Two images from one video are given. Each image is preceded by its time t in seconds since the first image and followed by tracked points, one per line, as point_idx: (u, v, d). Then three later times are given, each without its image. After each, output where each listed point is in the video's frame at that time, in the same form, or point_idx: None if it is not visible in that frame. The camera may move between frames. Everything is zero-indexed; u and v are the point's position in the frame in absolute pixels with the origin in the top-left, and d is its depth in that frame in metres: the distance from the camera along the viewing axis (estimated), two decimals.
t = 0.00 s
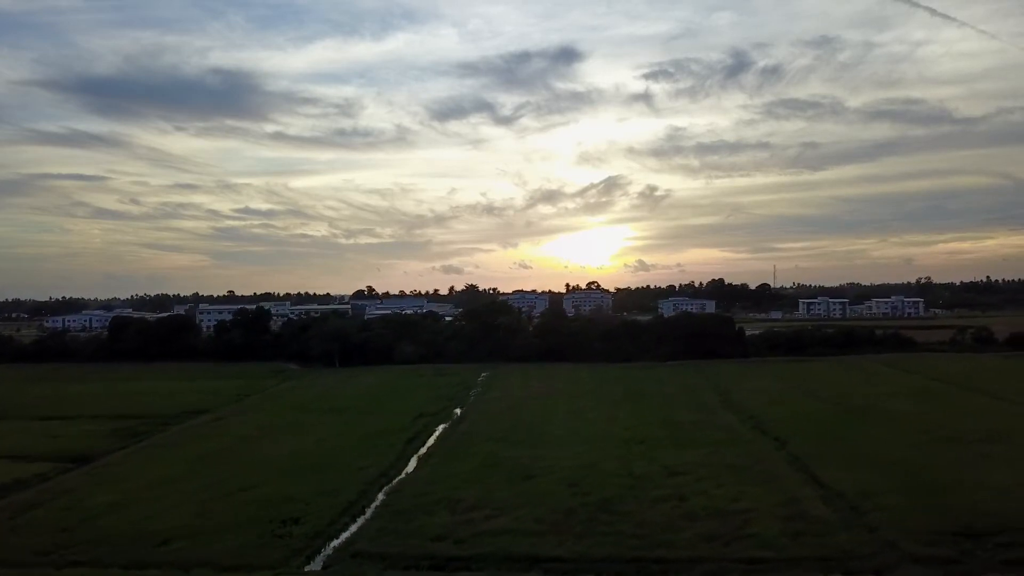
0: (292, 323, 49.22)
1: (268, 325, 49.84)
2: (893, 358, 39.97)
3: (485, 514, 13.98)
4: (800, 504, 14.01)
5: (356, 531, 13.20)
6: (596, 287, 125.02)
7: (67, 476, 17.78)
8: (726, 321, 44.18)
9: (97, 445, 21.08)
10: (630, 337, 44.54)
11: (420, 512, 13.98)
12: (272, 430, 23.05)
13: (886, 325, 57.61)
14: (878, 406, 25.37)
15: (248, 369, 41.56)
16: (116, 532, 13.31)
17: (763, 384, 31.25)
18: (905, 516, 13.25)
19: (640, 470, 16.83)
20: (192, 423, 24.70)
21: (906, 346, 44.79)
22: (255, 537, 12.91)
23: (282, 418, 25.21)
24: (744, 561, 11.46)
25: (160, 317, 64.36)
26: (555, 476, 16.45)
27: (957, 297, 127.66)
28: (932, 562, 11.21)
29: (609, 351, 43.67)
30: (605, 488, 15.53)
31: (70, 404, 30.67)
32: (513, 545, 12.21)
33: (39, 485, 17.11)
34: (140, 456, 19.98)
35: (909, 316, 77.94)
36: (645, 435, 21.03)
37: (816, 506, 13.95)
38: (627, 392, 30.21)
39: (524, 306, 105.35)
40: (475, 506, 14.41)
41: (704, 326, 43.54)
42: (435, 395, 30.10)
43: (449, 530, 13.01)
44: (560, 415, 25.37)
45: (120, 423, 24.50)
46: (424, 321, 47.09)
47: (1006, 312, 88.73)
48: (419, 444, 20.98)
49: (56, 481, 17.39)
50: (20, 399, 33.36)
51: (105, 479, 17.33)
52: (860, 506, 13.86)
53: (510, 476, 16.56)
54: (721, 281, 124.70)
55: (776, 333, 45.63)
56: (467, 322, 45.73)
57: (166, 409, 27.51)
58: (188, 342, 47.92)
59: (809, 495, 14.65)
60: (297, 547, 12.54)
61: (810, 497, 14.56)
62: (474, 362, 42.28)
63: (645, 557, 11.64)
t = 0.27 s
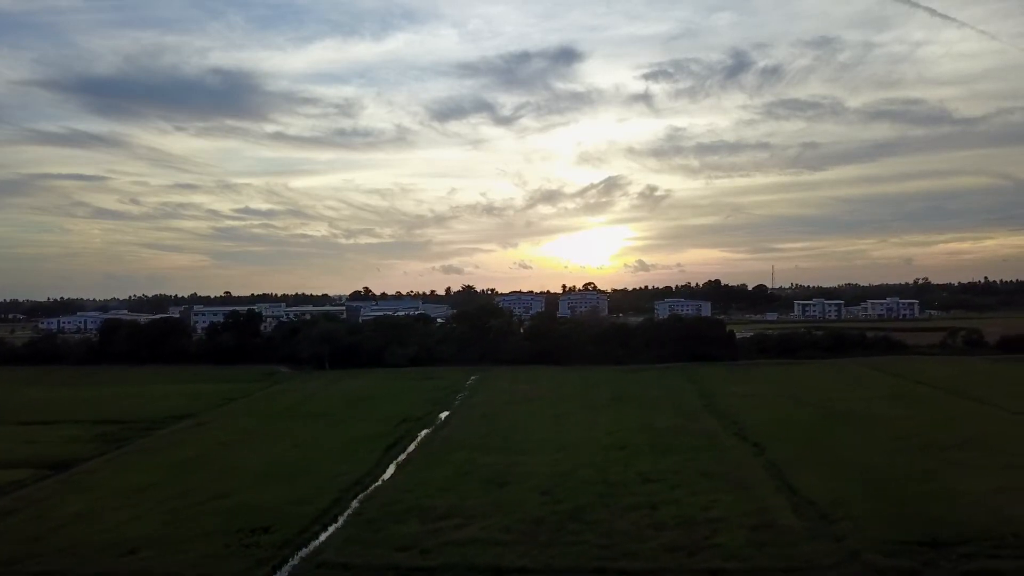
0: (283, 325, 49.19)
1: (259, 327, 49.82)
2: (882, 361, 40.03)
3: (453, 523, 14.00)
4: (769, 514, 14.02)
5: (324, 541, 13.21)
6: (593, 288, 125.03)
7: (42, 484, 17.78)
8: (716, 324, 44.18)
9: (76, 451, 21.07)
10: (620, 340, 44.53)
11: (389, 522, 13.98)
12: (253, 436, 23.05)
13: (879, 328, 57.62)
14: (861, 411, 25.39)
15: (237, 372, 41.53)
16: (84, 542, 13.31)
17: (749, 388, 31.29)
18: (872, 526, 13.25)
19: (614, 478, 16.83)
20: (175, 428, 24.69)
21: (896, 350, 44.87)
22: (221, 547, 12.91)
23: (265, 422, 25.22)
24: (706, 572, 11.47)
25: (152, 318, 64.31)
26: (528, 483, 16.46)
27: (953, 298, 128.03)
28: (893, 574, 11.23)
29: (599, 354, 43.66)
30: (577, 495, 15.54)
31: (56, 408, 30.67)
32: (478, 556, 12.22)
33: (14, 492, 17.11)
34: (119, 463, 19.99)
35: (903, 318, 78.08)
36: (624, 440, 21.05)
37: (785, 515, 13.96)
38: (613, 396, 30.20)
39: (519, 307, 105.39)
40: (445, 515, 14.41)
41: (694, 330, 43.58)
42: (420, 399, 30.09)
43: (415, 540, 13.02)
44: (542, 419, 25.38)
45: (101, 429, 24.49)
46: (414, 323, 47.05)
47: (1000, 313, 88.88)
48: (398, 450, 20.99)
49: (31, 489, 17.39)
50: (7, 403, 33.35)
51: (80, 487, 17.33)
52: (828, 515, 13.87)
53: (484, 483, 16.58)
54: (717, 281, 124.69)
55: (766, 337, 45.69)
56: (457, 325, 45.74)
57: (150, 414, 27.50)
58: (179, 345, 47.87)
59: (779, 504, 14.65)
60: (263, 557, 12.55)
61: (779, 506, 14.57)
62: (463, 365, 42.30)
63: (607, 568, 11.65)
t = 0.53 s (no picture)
0: (273, 328, 49.15)
1: (250, 330, 49.79)
2: (871, 364, 40.00)
3: (420, 532, 14.02)
4: (735, 524, 14.04)
5: (288, 551, 13.23)
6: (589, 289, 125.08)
7: (16, 491, 17.81)
8: (705, 328, 44.19)
9: (53, 458, 21.08)
10: (609, 343, 44.55)
11: (355, 532, 14.00)
12: (233, 442, 23.04)
13: (870, 330, 57.71)
14: (842, 416, 25.38)
15: (226, 375, 41.50)
16: (49, 551, 13.35)
17: (734, 392, 31.29)
18: (838, 536, 13.26)
19: (586, 486, 16.83)
20: (156, 434, 24.71)
21: (885, 353, 44.86)
22: (185, 557, 12.94)
23: (246, 429, 25.21)
24: None
25: (146, 321, 64.28)
26: (499, 492, 16.47)
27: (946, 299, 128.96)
28: None
29: (588, 357, 43.64)
30: (547, 504, 15.54)
31: (40, 413, 30.68)
32: (440, 566, 12.25)
33: None
34: (95, 469, 20.02)
35: (897, 321, 77.95)
36: (602, 446, 21.05)
37: (752, 525, 13.98)
38: (597, 400, 30.20)
39: (515, 309, 105.28)
40: (412, 524, 14.43)
41: (683, 333, 43.56)
42: (404, 403, 30.08)
43: (379, 551, 13.05)
44: (524, 423, 25.38)
45: (82, 434, 24.50)
46: (404, 326, 47.01)
47: (996, 315, 88.82)
48: (376, 456, 21.00)
49: (5, 496, 17.42)
50: None
51: (52, 494, 17.36)
52: (794, 526, 13.89)
53: (455, 492, 16.59)
54: (713, 282, 124.57)
55: (755, 340, 45.68)
56: (447, 328, 45.68)
57: (133, 419, 27.49)
58: (170, 348, 47.81)
59: (747, 513, 14.67)
60: (226, 567, 12.58)
61: (747, 515, 14.58)
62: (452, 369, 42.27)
63: None
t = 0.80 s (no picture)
0: (265, 331, 49.10)
1: (241, 333, 49.74)
2: (861, 368, 39.92)
3: (390, 541, 14.04)
4: (706, 532, 14.04)
5: (256, 561, 13.25)
6: (585, 291, 124.98)
7: None
8: (696, 331, 44.16)
9: (34, 464, 21.10)
10: (600, 346, 44.52)
11: (325, 541, 14.03)
12: (215, 448, 23.05)
13: (863, 332, 57.65)
14: (826, 420, 25.36)
15: (216, 379, 41.49)
16: (18, 561, 13.38)
17: (721, 395, 31.28)
18: (806, 545, 13.27)
19: (561, 493, 16.84)
20: (139, 439, 24.72)
21: (876, 356, 44.78)
22: (152, 567, 12.96)
23: (229, 433, 25.20)
24: None
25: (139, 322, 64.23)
26: (474, 500, 16.46)
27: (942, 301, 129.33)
28: None
29: (579, 360, 43.61)
30: (519, 512, 15.53)
31: (27, 417, 30.69)
32: None
33: None
34: (74, 475, 20.03)
35: (892, 323, 77.69)
36: (582, 452, 21.03)
37: (722, 533, 13.98)
38: (583, 404, 30.19)
39: (511, 310, 105.12)
40: (383, 534, 14.44)
41: (674, 336, 43.52)
42: (390, 407, 30.08)
43: (347, 560, 13.08)
44: (507, 426, 25.36)
45: (65, 439, 24.52)
46: (395, 329, 46.97)
47: (992, 317, 88.58)
48: (356, 461, 20.99)
49: None
50: None
51: (29, 502, 17.38)
52: (764, 534, 13.90)
53: (430, 500, 16.59)
54: (710, 283, 124.39)
55: (746, 343, 45.65)
56: (438, 330, 45.60)
57: (118, 424, 27.51)
58: (161, 350, 47.80)
59: (718, 522, 14.67)
60: None
61: (719, 523, 14.59)
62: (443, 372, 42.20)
63: None
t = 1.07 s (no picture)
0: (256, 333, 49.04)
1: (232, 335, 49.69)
2: (851, 371, 39.91)
3: (361, 550, 14.05)
4: (676, 541, 14.06)
5: (226, 571, 13.26)
6: (581, 292, 124.96)
7: None
8: (686, 334, 44.18)
9: (14, 469, 21.11)
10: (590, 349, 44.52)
11: (296, 550, 14.05)
12: (197, 454, 23.04)
13: (855, 335, 57.67)
14: (809, 425, 25.36)
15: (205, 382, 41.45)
16: None
17: (708, 399, 31.28)
18: (775, 555, 13.29)
19: (536, 501, 16.85)
20: (121, 445, 24.71)
21: (866, 359, 44.81)
22: None
23: (212, 438, 25.18)
24: None
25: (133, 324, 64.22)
26: (448, 508, 16.44)
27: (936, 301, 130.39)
28: None
29: (569, 363, 43.60)
30: (493, 520, 15.55)
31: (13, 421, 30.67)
32: None
33: None
34: (53, 482, 20.02)
35: (885, 325, 77.71)
36: (562, 457, 21.03)
37: (692, 543, 14.00)
38: (569, 408, 30.19)
39: (506, 312, 105.02)
40: (354, 542, 14.45)
41: (664, 339, 43.52)
42: (376, 411, 30.07)
43: (316, 570, 13.09)
44: (490, 431, 25.35)
45: (48, 444, 24.51)
46: (386, 331, 46.94)
47: (987, 318, 88.55)
48: (335, 466, 20.97)
49: None
50: None
51: (5, 509, 17.39)
52: (734, 544, 13.91)
53: (405, 508, 16.60)
54: (706, 285, 124.41)
55: (736, 346, 45.67)
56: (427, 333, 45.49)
57: (102, 428, 27.49)
58: (152, 353, 47.76)
59: (690, 531, 14.68)
60: None
61: (690, 532, 14.61)
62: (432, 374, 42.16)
63: None
